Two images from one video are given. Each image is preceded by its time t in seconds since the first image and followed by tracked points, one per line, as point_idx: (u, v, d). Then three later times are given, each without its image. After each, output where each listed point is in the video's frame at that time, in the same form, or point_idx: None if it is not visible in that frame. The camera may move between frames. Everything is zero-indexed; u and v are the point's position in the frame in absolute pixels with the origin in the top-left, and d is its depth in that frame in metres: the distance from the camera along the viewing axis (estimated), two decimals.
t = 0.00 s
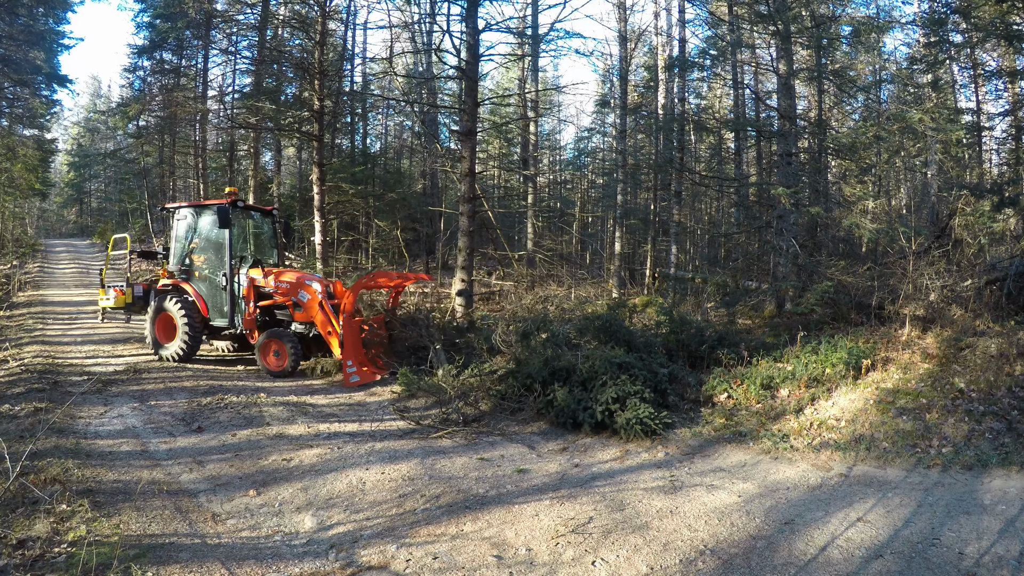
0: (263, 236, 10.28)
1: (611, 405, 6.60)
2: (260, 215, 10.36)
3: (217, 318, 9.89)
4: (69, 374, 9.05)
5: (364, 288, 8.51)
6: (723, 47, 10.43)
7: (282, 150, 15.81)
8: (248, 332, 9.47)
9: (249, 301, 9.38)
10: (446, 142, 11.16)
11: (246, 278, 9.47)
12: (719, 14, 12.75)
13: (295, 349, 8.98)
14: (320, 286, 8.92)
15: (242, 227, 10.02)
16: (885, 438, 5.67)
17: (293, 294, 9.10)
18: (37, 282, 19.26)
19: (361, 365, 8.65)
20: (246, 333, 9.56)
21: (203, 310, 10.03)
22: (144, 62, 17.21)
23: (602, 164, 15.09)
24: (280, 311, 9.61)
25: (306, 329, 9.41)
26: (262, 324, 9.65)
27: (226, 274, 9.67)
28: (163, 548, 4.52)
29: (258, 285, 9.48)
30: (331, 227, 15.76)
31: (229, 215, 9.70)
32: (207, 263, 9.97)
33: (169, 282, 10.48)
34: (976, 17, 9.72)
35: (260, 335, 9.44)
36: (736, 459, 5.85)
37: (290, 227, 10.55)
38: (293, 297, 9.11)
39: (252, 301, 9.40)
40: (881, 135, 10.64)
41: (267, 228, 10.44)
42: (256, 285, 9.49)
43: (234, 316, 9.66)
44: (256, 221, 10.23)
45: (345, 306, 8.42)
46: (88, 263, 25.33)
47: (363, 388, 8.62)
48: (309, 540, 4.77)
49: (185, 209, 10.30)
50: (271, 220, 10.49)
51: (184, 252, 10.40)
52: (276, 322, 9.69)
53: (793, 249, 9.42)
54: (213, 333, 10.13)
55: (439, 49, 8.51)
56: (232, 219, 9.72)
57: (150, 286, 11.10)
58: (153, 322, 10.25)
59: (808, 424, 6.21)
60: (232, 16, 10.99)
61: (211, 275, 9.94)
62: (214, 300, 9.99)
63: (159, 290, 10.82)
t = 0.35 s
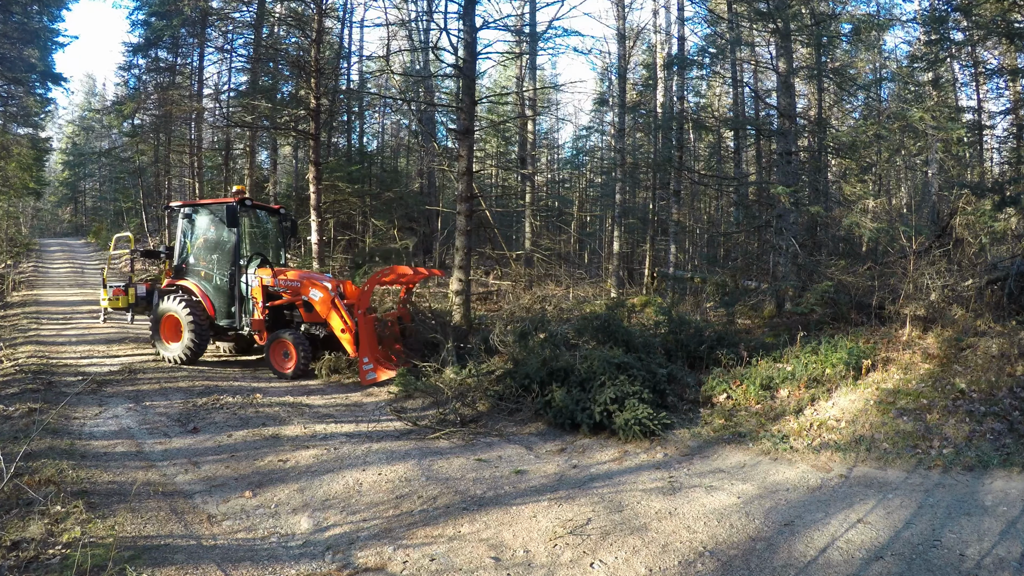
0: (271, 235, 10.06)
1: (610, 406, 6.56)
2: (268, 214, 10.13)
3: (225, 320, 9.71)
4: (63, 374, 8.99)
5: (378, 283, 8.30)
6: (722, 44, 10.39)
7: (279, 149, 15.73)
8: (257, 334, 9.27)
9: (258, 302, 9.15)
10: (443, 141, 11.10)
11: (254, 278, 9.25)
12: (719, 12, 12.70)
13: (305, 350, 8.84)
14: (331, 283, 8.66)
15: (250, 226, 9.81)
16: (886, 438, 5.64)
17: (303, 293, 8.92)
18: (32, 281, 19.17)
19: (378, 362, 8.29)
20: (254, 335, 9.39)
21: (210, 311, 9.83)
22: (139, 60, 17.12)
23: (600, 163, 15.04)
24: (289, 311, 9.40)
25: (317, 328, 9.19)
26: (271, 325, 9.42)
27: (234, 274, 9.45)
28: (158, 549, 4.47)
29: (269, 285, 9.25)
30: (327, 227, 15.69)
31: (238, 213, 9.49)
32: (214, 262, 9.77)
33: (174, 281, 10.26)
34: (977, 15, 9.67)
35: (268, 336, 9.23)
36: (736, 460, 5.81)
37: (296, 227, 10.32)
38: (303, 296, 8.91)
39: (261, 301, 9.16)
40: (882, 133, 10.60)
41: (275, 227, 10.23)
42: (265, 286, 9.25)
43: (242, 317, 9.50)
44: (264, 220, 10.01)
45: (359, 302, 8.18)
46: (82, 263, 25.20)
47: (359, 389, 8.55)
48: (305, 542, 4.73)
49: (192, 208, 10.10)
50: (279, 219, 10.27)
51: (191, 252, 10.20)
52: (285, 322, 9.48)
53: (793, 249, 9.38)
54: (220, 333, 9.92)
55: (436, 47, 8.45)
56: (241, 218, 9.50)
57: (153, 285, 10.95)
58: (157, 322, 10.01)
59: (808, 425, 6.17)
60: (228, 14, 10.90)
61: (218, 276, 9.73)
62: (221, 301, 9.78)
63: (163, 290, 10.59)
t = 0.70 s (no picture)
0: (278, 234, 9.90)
1: (608, 406, 6.52)
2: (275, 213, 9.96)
3: (233, 322, 9.58)
4: (58, 375, 8.91)
5: (394, 280, 8.20)
6: (721, 42, 10.35)
7: (274, 147, 15.66)
8: (264, 335, 9.20)
9: (265, 303, 9.09)
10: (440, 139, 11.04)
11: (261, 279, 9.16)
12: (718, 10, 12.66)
13: (311, 349, 8.67)
14: (341, 283, 8.50)
15: (254, 224, 9.64)
16: (886, 439, 5.61)
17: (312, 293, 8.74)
18: (26, 281, 19.06)
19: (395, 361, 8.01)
20: (262, 337, 9.29)
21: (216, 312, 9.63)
22: (134, 58, 17.01)
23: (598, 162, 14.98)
24: (297, 312, 9.27)
25: (325, 330, 9.05)
26: (279, 326, 9.34)
27: (242, 273, 9.28)
28: (153, 551, 4.43)
29: (275, 286, 9.19)
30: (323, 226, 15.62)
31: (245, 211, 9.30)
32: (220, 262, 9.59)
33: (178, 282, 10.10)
34: (979, 12, 9.64)
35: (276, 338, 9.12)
36: (735, 461, 5.78)
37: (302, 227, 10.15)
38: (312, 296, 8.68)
39: (269, 303, 9.08)
40: (882, 132, 10.57)
41: (280, 225, 10.06)
42: (273, 286, 9.17)
43: (250, 319, 9.38)
44: (269, 218, 9.84)
45: (372, 301, 7.99)
46: (76, 263, 25.04)
47: (355, 391, 8.48)
48: (301, 543, 4.67)
49: (197, 207, 9.91)
50: (283, 216, 10.09)
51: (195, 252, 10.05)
52: (293, 323, 9.40)
53: (792, 248, 9.35)
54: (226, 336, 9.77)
55: (433, 45, 8.39)
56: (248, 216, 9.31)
57: (156, 286, 10.81)
58: (160, 324, 9.77)
59: (807, 426, 6.14)
60: (223, 11, 10.82)
61: (224, 276, 9.60)
62: (227, 302, 9.65)
63: (167, 291, 10.42)
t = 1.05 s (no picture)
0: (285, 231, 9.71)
1: (607, 407, 6.46)
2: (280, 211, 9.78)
3: (239, 323, 9.38)
4: (51, 375, 8.82)
5: (408, 273, 7.75)
6: (720, 40, 10.31)
7: (270, 146, 15.57)
8: (274, 336, 9.06)
9: (274, 304, 8.98)
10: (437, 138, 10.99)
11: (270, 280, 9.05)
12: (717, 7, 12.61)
13: (319, 349, 8.57)
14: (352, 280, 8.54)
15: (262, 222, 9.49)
16: (886, 440, 5.56)
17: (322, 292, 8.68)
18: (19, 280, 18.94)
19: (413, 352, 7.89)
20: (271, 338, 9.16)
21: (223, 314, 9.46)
22: (128, 55, 16.91)
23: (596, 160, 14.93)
24: (307, 312, 9.21)
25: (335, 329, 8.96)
26: (289, 327, 9.26)
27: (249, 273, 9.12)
28: (147, 553, 4.37)
29: (284, 287, 9.13)
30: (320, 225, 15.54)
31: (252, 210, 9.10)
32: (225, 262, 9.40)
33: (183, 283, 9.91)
34: (980, 10, 9.60)
35: (286, 339, 8.99)
36: (734, 462, 5.74)
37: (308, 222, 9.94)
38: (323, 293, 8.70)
39: (277, 304, 8.98)
40: (883, 130, 10.52)
41: (286, 223, 9.93)
42: (282, 286, 9.10)
43: (259, 320, 9.11)
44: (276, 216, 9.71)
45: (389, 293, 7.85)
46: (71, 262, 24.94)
47: (352, 391, 8.41)
48: (296, 545, 4.62)
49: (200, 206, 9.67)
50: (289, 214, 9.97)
51: (199, 252, 9.83)
52: (303, 324, 9.32)
53: (792, 247, 9.30)
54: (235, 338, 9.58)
55: (430, 42, 8.33)
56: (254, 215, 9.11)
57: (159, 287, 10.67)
58: (165, 327, 9.60)
59: (807, 427, 6.09)
60: (218, 9, 10.74)
61: (230, 276, 9.40)
62: (234, 303, 9.47)
63: (172, 293, 10.26)
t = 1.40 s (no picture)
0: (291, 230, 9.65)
1: (604, 408, 6.41)
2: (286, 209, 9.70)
3: (247, 323, 9.31)
4: (44, 376, 8.71)
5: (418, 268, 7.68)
6: (718, 37, 10.26)
7: (264, 144, 15.47)
8: (281, 337, 9.03)
9: (281, 304, 8.97)
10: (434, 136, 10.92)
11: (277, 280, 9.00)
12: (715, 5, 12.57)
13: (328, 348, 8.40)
14: (361, 277, 8.32)
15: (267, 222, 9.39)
16: (887, 441, 5.53)
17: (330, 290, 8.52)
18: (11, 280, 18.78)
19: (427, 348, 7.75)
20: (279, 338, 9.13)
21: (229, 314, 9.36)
22: (121, 53, 16.79)
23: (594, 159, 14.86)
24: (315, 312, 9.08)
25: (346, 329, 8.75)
26: (298, 326, 9.15)
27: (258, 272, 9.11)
28: (142, 555, 4.32)
29: (292, 286, 9.01)
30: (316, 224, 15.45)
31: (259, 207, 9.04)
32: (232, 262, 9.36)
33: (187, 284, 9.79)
34: (981, 7, 9.56)
35: (293, 339, 8.91)
36: (733, 464, 5.69)
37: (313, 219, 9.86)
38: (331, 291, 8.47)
39: (285, 303, 8.97)
40: (883, 129, 10.48)
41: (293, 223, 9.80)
42: (289, 286, 9.01)
43: (267, 320, 9.18)
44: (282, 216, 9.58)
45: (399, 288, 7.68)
46: (64, 262, 24.79)
47: (347, 391, 8.34)
48: (291, 547, 4.56)
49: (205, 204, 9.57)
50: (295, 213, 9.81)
51: (202, 252, 9.69)
52: (313, 323, 9.12)
53: (792, 247, 9.26)
54: (241, 339, 9.43)
55: (426, 39, 8.28)
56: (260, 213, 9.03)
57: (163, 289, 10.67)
58: (169, 328, 9.46)
59: (807, 428, 6.05)
60: (212, 6, 10.66)
61: (238, 276, 9.36)
62: (240, 302, 9.37)
63: (175, 293, 10.12)
